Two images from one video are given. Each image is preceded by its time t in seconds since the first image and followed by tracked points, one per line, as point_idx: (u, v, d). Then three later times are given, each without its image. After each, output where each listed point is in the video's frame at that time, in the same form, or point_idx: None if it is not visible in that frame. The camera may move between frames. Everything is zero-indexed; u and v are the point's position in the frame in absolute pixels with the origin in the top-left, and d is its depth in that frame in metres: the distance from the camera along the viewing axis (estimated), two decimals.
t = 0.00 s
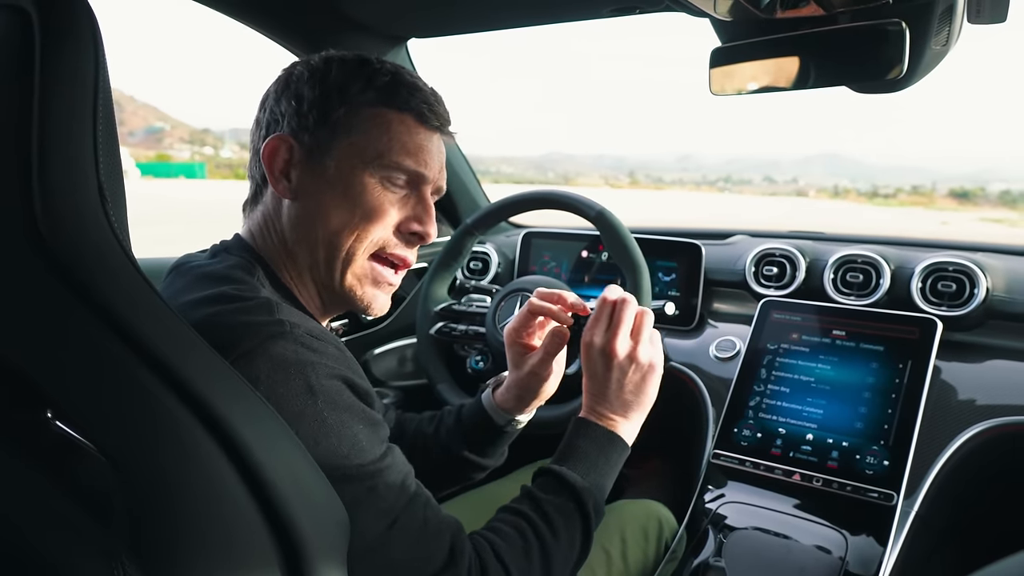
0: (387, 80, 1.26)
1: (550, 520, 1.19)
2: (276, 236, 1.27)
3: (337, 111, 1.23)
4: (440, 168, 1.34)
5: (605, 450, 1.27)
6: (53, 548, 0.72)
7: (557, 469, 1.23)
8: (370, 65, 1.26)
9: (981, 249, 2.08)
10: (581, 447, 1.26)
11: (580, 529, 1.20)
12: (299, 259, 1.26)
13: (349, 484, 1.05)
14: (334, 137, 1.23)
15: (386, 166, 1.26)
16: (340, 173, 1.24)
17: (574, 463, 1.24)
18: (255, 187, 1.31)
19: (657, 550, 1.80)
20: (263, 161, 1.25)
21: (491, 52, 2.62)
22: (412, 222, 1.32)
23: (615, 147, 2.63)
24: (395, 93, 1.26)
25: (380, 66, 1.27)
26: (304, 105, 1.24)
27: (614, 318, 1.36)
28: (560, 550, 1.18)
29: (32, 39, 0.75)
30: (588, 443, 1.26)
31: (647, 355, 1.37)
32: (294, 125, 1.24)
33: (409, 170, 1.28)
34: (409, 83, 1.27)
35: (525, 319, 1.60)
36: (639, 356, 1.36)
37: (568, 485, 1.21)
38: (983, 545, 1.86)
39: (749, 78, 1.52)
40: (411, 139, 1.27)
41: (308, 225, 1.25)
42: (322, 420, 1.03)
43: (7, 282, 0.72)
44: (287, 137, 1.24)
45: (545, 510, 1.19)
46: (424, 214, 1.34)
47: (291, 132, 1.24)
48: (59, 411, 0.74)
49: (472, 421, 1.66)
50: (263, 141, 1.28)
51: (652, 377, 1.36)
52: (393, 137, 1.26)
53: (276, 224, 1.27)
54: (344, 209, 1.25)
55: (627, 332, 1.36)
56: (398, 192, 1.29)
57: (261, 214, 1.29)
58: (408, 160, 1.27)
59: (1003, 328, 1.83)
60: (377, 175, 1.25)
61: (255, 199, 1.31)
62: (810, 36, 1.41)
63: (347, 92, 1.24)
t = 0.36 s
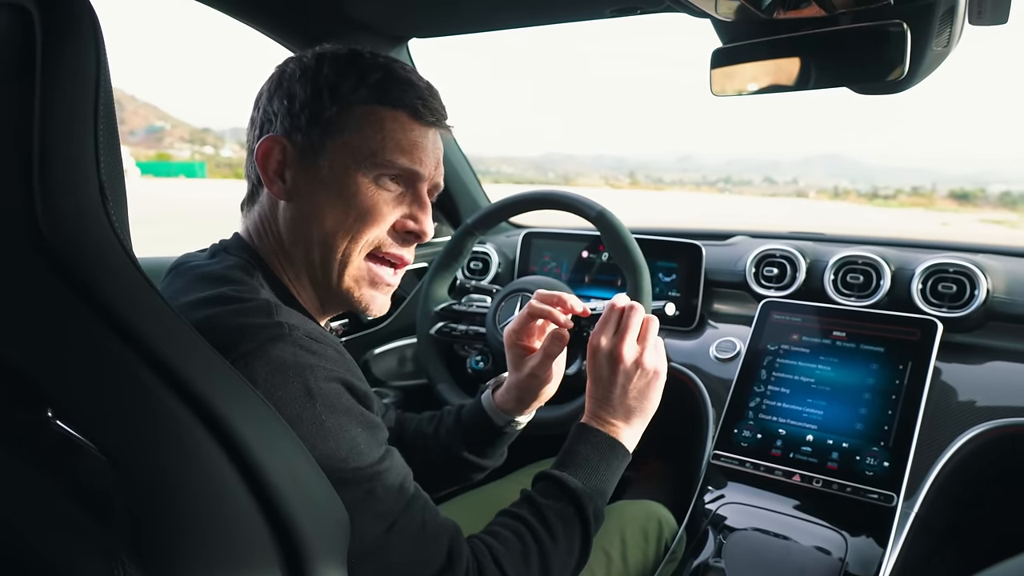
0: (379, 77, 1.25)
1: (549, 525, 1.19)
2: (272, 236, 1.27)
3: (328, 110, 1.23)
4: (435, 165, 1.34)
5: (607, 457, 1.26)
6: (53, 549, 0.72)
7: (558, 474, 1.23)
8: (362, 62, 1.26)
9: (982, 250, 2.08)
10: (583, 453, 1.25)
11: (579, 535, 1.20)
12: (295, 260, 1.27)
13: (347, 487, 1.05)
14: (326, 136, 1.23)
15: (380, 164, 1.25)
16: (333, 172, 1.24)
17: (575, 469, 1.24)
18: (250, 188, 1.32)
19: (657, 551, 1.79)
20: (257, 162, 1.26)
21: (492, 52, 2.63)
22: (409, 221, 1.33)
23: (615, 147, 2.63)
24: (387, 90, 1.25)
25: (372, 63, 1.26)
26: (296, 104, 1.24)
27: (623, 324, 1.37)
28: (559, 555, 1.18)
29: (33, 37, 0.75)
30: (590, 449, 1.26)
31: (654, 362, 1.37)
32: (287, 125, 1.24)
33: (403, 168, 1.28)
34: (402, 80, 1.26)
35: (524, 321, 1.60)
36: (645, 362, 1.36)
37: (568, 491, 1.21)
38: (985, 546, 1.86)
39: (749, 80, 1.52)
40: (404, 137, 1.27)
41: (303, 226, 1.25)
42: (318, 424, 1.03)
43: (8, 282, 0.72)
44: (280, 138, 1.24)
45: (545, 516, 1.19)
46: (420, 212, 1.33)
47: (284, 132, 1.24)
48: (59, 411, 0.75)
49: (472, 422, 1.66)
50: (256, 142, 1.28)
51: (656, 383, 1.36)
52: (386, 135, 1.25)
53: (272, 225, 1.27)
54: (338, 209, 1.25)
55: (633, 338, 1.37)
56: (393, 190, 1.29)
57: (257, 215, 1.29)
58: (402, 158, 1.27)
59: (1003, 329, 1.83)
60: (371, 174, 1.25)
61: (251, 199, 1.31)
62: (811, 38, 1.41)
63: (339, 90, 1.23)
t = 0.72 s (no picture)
0: (374, 73, 1.24)
1: (547, 527, 1.18)
2: (274, 239, 1.26)
3: (326, 110, 1.21)
4: (431, 159, 1.35)
5: (606, 459, 1.26)
6: (51, 548, 0.71)
7: (556, 476, 1.22)
8: (355, 57, 1.24)
9: (981, 249, 2.08)
10: (581, 455, 1.25)
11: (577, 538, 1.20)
12: (301, 262, 1.26)
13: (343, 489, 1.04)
14: (326, 138, 1.22)
15: (383, 164, 1.26)
16: (337, 175, 1.23)
17: (574, 471, 1.23)
18: (242, 188, 1.29)
19: (657, 551, 1.79)
20: (254, 165, 1.23)
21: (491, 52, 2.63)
22: (412, 218, 1.33)
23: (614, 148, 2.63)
24: (381, 86, 1.24)
25: (365, 58, 1.24)
26: (291, 105, 1.21)
27: (625, 328, 1.36)
28: (557, 557, 1.18)
29: (31, 35, 0.75)
30: (589, 451, 1.25)
31: (656, 365, 1.37)
32: (284, 128, 1.21)
33: (405, 166, 1.28)
34: (397, 74, 1.26)
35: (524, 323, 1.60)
36: (647, 364, 1.36)
37: (567, 493, 1.21)
38: (983, 545, 1.86)
39: (749, 80, 1.51)
40: (403, 133, 1.27)
41: (309, 231, 1.24)
42: (316, 425, 1.03)
43: (6, 280, 0.72)
44: (276, 140, 1.22)
45: (543, 517, 1.19)
46: (422, 207, 1.34)
47: (280, 134, 1.22)
48: (58, 409, 0.74)
49: (471, 422, 1.65)
50: (249, 142, 1.25)
51: (657, 386, 1.36)
52: (386, 133, 1.25)
53: (274, 229, 1.26)
54: (345, 212, 1.25)
55: (635, 341, 1.36)
56: (396, 188, 1.29)
57: (256, 218, 1.27)
58: (403, 156, 1.27)
59: (1002, 328, 1.83)
60: (374, 175, 1.25)
61: (245, 200, 1.29)
62: (811, 36, 1.40)
63: (335, 88, 1.21)
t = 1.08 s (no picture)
0: (371, 70, 1.20)
1: (566, 500, 1.18)
2: (280, 246, 1.26)
3: (330, 119, 1.18)
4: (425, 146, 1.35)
5: (623, 429, 1.24)
6: (54, 548, 0.71)
7: (571, 448, 1.21)
8: (348, 53, 1.18)
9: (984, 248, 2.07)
10: (596, 425, 1.23)
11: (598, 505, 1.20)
12: (310, 265, 1.28)
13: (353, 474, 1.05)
14: (331, 147, 1.19)
15: (388, 166, 1.26)
16: (346, 183, 1.23)
17: (589, 442, 1.22)
18: (236, 195, 1.24)
19: (661, 550, 1.76)
20: (256, 181, 1.19)
21: (493, 52, 2.63)
22: (414, 208, 1.35)
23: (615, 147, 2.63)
24: (380, 84, 1.20)
25: (358, 52, 1.19)
26: (292, 116, 1.16)
27: (678, 301, 1.34)
28: (577, 529, 1.18)
29: (35, 34, 0.75)
30: (606, 421, 1.24)
31: (694, 347, 1.35)
32: (288, 141, 1.17)
33: (408, 163, 1.29)
34: (391, 67, 1.21)
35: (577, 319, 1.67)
36: (686, 342, 1.33)
37: (583, 464, 1.20)
38: (988, 543, 1.87)
39: (750, 79, 1.51)
40: (404, 130, 1.26)
41: (319, 238, 1.26)
42: (324, 419, 1.03)
43: (10, 280, 0.72)
44: (279, 154, 1.18)
45: (561, 491, 1.19)
46: (422, 197, 1.37)
47: (282, 147, 1.17)
48: (62, 409, 0.74)
49: (489, 415, 1.64)
50: (245, 153, 1.19)
51: (684, 360, 1.34)
52: (389, 134, 1.24)
53: (281, 236, 1.25)
54: (354, 216, 1.26)
55: (683, 316, 1.34)
56: (399, 184, 1.31)
57: (258, 226, 1.25)
58: (406, 153, 1.28)
59: (1005, 327, 1.82)
60: (381, 177, 1.26)
61: (239, 206, 1.24)
62: (813, 35, 1.40)
63: (335, 94, 1.17)
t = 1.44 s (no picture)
0: (352, 64, 1.20)
1: (592, 510, 1.19)
2: (269, 244, 1.26)
3: (308, 113, 1.18)
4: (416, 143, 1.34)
5: (656, 456, 1.26)
6: (54, 548, 0.73)
7: (607, 463, 1.23)
8: (330, 47, 1.19)
9: (981, 248, 2.07)
10: (634, 447, 1.26)
11: (617, 526, 1.21)
12: (298, 263, 1.28)
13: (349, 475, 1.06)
14: (311, 140, 1.19)
15: (372, 160, 1.25)
16: (329, 178, 1.22)
17: (624, 460, 1.24)
18: (223, 194, 1.25)
19: (658, 547, 1.72)
20: (238, 177, 1.20)
21: (491, 52, 2.63)
22: (405, 205, 1.34)
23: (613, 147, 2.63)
24: (361, 77, 1.20)
25: (340, 47, 1.19)
26: (272, 111, 1.17)
27: (735, 362, 1.46)
28: (595, 540, 1.19)
29: (31, 34, 0.75)
30: (643, 446, 1.26)
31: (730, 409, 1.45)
32: (267, 137, 1.18)
33: (394, 157, 1.28)
34: (372, 60, 1.21)
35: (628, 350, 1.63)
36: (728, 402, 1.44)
37: (615, 479, 1.21)
38: (988, 538, 1.85)
39: (748, 78, 1.51)
40: (388, 123, 1.25)
41: (305, 234, 1.25)
42: (314, 419, 1.03)
43: (6, 279, 0.72)
44: (259, 150, 1.19)
45: (591, 501, 1.19)
46: (414, 194, 1.35)
47: (262, 143, 1.18)
48: (60, 410, 0.74)
49: (512, 421, 1.68)
50: (227, 151, 1.21)
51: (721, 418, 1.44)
52: (372, 127, 1.23)
53: (269, 235, 1.25)
54: (340, 213, 1.25)
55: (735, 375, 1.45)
56: (386, 180, 1.30)
57: (245, 224, 1.25)
58: (391, 147, 1.27)
59: (1002, 325, 1.83)
60: (366, 172, 1.25)
61: (228, 205, 1.26)
62: (811, 34, 1.41)
63: (314, 88, 1.17)
